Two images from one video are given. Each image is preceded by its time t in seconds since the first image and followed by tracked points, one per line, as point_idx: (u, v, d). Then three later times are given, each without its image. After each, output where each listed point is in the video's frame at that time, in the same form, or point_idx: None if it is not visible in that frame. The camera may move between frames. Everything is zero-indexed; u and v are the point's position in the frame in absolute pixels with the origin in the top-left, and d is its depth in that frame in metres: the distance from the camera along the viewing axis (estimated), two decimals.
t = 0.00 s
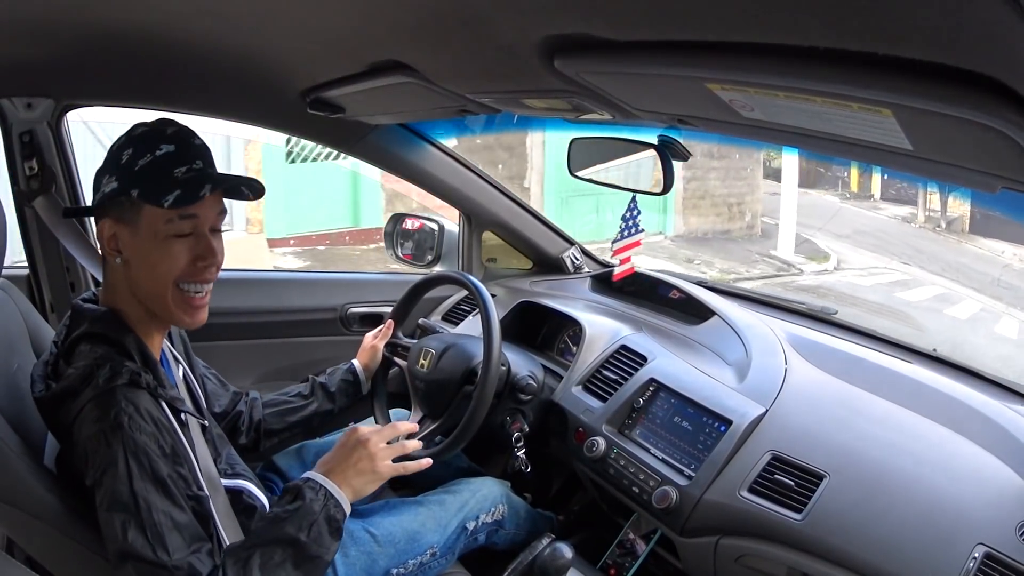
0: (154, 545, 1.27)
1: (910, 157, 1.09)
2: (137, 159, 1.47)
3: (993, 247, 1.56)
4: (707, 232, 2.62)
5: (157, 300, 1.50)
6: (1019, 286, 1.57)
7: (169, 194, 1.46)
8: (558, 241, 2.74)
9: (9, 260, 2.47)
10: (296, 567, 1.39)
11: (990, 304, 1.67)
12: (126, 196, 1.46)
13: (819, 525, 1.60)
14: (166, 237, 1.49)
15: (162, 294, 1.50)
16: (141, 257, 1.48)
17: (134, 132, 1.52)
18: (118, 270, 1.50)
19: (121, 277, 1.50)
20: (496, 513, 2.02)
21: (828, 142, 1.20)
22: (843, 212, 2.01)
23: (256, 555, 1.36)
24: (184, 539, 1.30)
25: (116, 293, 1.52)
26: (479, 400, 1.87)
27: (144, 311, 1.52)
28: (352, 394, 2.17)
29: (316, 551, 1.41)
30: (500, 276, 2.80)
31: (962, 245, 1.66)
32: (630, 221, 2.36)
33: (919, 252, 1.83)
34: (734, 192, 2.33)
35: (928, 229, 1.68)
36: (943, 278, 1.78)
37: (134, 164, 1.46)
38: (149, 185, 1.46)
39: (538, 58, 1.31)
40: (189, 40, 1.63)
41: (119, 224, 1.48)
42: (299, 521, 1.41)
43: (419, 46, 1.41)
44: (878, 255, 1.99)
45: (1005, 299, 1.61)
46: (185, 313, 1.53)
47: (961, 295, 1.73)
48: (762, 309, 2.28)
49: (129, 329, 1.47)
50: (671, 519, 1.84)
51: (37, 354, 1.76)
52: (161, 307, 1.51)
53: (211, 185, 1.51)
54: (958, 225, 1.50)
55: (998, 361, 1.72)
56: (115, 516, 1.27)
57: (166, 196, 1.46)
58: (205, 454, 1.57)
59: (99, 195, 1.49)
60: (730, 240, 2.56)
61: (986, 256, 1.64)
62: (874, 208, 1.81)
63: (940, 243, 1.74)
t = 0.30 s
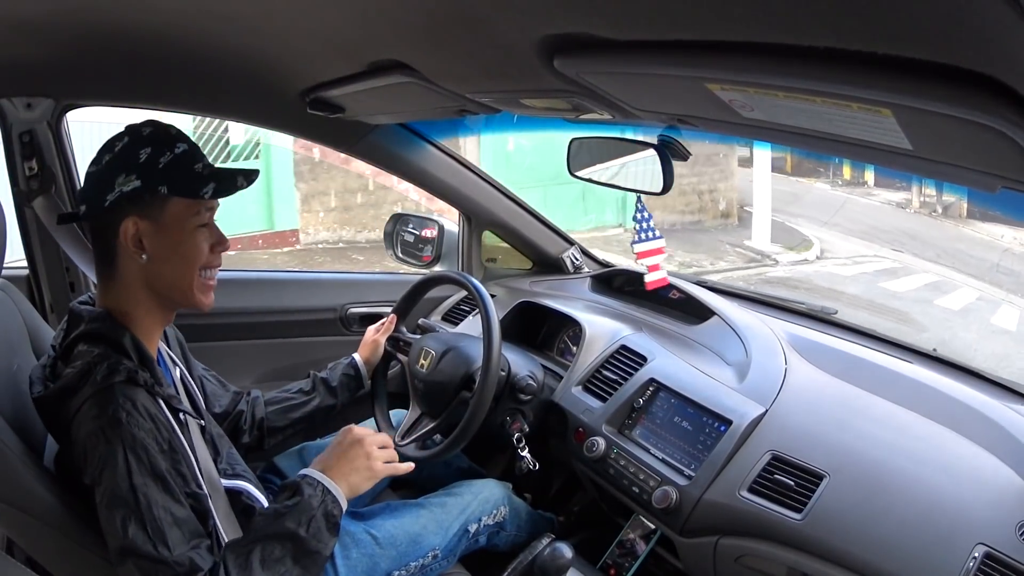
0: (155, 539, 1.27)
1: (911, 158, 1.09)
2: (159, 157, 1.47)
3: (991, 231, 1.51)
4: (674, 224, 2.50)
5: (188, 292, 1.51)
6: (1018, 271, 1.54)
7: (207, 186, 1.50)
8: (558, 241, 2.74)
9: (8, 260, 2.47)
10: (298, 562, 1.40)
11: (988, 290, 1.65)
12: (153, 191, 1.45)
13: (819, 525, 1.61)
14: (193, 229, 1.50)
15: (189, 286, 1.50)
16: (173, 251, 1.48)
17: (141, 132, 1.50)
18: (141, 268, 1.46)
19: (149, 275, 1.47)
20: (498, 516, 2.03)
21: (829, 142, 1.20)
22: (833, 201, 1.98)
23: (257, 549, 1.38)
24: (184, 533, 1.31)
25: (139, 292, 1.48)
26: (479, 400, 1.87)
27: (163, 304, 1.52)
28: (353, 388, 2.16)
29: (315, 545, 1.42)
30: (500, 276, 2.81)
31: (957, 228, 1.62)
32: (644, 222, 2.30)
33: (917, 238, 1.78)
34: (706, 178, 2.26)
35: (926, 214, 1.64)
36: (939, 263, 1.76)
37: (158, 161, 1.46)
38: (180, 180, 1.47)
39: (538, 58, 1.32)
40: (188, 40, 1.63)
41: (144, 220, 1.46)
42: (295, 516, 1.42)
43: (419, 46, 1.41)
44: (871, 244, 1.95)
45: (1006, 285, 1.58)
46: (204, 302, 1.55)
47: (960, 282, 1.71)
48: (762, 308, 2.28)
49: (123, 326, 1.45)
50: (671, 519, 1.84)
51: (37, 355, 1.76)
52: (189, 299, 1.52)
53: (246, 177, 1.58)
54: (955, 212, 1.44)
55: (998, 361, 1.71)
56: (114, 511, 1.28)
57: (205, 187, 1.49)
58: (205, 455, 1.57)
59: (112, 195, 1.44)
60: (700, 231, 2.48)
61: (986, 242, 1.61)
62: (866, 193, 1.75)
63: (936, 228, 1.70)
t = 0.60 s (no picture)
0: (174, 531, 1.28)
1: (910, 158, 1.09)
2: (143, 156, 1.46)
3: (981, 235, 1.48)
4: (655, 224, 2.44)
5: (184, 290, 1.49)
6: (1005, 280, 1.52)
7: (191, 180, 1.47)
8: (558, 241, 2.74)
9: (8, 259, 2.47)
10: (286, 504, 1.38)
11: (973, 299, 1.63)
12: (139, 191, 1.44)
13: (819, 525, 1.60)
14: (184, 224, 1.48)
15: (187, 282, 1.48)
16: (163, 250, 1.46)
17: (127, 132, 1.50)
18: (133, 267, 1.46)
19: (140, 275, 1.47)
20: (498, 516, 2.02)
21: (829, 142, 1.19)
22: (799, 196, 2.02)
23: (245, 514, 1.34)
24: (201, 518, 1.31)
25: (138, 291, 1.48)
26: (479, 400, 1.87)
27: (163, 301, 1.51)
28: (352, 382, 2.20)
29: (297, 483, 1.38)
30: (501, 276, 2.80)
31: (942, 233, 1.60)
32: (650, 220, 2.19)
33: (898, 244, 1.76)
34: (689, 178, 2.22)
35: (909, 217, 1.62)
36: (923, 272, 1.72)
37: (142, 160, 1.45)
38: (163, 176, 1.45)
39: (538, 58, 1.31)
40: (189, 40, 1.63)
41: (133, 221, 1.45)
42: (267, 465, 1.37)
43: (418, 45, 1.41)
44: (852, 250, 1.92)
45: (991, 292, 1.56)
46: (205, 300, 1.52)
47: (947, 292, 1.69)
48: (762, 309, 2.28)
49: (126, 320, 1.46)
50: (671, 519, 1.84)
51: (37, 354, 1.76)
52: (187, 296, 1.50)
53: (231, 167, 1.55)
54: (940, 213, 1.47)
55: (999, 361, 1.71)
56: (135, 503, 1.28)
57: (189, 182, 1.47)
58: (210, 448, 1.57)
59: (100, 198, 1.45)
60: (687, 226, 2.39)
61: (973, 248, 1.59)
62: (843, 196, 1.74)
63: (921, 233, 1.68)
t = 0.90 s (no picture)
0: (171, 535, 1.27)
1: (910, 158, 1.09)
2: (147, 157, 1.45)
3: (973, 246, 1.54)
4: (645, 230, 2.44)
5: (185, 291, 1.50)
6: (994, 293, 1.56)
7: (196, 182, 1.47)
8: (558, 241, 2.74)
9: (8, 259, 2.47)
10: (322, 553, 1.39)
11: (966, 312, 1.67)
12: (143, 192, 1.44)
13: (819, 525, 1.60)
14: (187, 227, 1.49)
15: (190, 284, 1.50)
16: (167, 252, 1.47)
17: (130, 132, 1.49)
18: (136, 269, 1.46)
19: (142, 277, 1.46)
20: (496, 513, 2.02)
21: (829, 142, 1.20)
22: (790, 203, 2.12)
23: (284, 540, 1.37)
24: (196, 523, 1.31)
25: (139, 293, 1.48)
26: (478, 399, 1.87)
27: (165, 303, 1.51)
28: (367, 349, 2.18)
29: (341, 538, 1.40)
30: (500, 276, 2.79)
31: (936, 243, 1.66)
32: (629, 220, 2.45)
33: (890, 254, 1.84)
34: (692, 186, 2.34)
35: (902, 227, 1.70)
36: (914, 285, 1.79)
37: (146, 161, 1.45)
38: (170, 180, 1.45)
39: (537, 58, 1.32)
40: (190, 40, 1.63)
41: (136, 223, 1.45)
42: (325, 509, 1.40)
43: (418, 46, 1.41)
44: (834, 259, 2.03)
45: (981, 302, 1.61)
46: (209, 297, 1.55)
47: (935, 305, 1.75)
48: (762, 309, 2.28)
49: (128, 321, 1.45)
50: (671, 518, 1.84)
51: (37, 354, 1.76)
52: (190, 297, 1.52)
53: (238, 169, 1.55)
54: (930, 220, 1.53)
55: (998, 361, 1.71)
56: (130, 508, 1.27)
57: (195, 184, 1.47)
58: (210, 448, 1.57)
59: (104, 199, 1.44)
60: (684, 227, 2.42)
61: (963, 259, 1.66)
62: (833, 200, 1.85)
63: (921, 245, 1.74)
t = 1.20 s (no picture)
0: (156, 543, 1.28)
1: (910, 157, 1.09)
2: (142, 154, 1.46)
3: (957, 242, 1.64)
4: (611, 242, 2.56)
5: (179, 287, 1.49)
6: (980, 290, 1.66)
7: (191, 176, 1.49)
8: (558, 241, 2.74)
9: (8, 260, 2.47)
10: None
11: (949, 306, 1.78)
12: (139, 188, 1.45)
13: (819, 525, 1.61)
14: (182, 222, 1.49)
15: (184, 281, 1.49)
16: (163, 247, 1.47)
17: (122, 131, 1.48)
18: (133, 266, 1.45)
19: (138, 273, 1.46)
20: (497, 514, 2.02)
21: (830, 142, 1.20)
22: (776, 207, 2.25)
23: None
24: (181, 532, 1.32)
25: (135, 291, 1.47)
26: (480, 398, 1.87)
27: (159, 301, 1.50)
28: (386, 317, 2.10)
29: None
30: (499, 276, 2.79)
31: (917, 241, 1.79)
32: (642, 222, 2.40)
33: (867, 254, 1.96)
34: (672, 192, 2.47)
35: (883, 225, 1.84)
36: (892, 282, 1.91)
37: (142, 157, 1.45)
38: (165, 174, 1.46)
39: (538, 58, 1.32)
40: (190, 40, 1.63)
41: (133, 219, 1.45)
42: None
43: (419, 46, 1.41)
44: (808, 260, 2.17)
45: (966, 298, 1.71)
46: (203, 297, 1.54)
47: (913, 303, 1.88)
48: (762, 309, 2.28)
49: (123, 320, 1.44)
50: (671, 518, 1.85)
51: (37, 354, 1.76)
52: (183, 295, 1.50)
53: (231, 164, 1.58)
54: (914, 218, 1.66)
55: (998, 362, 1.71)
56: (116, 515, 1.27)
57: (191, 177, 1.49)
58: (207, 448, 1.56)
59: (100, 196, 1.43)
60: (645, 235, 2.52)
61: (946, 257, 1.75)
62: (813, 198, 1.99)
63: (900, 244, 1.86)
